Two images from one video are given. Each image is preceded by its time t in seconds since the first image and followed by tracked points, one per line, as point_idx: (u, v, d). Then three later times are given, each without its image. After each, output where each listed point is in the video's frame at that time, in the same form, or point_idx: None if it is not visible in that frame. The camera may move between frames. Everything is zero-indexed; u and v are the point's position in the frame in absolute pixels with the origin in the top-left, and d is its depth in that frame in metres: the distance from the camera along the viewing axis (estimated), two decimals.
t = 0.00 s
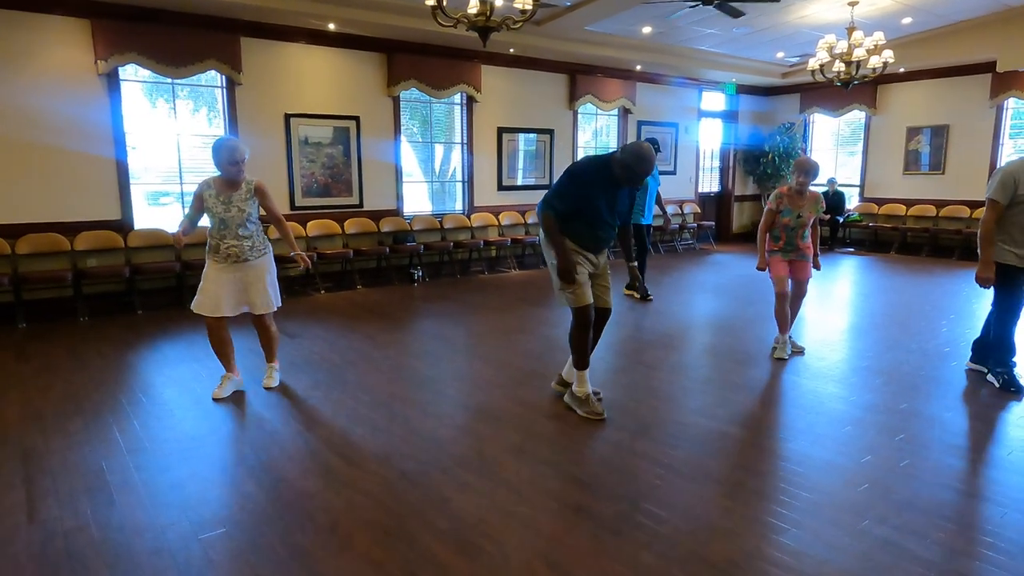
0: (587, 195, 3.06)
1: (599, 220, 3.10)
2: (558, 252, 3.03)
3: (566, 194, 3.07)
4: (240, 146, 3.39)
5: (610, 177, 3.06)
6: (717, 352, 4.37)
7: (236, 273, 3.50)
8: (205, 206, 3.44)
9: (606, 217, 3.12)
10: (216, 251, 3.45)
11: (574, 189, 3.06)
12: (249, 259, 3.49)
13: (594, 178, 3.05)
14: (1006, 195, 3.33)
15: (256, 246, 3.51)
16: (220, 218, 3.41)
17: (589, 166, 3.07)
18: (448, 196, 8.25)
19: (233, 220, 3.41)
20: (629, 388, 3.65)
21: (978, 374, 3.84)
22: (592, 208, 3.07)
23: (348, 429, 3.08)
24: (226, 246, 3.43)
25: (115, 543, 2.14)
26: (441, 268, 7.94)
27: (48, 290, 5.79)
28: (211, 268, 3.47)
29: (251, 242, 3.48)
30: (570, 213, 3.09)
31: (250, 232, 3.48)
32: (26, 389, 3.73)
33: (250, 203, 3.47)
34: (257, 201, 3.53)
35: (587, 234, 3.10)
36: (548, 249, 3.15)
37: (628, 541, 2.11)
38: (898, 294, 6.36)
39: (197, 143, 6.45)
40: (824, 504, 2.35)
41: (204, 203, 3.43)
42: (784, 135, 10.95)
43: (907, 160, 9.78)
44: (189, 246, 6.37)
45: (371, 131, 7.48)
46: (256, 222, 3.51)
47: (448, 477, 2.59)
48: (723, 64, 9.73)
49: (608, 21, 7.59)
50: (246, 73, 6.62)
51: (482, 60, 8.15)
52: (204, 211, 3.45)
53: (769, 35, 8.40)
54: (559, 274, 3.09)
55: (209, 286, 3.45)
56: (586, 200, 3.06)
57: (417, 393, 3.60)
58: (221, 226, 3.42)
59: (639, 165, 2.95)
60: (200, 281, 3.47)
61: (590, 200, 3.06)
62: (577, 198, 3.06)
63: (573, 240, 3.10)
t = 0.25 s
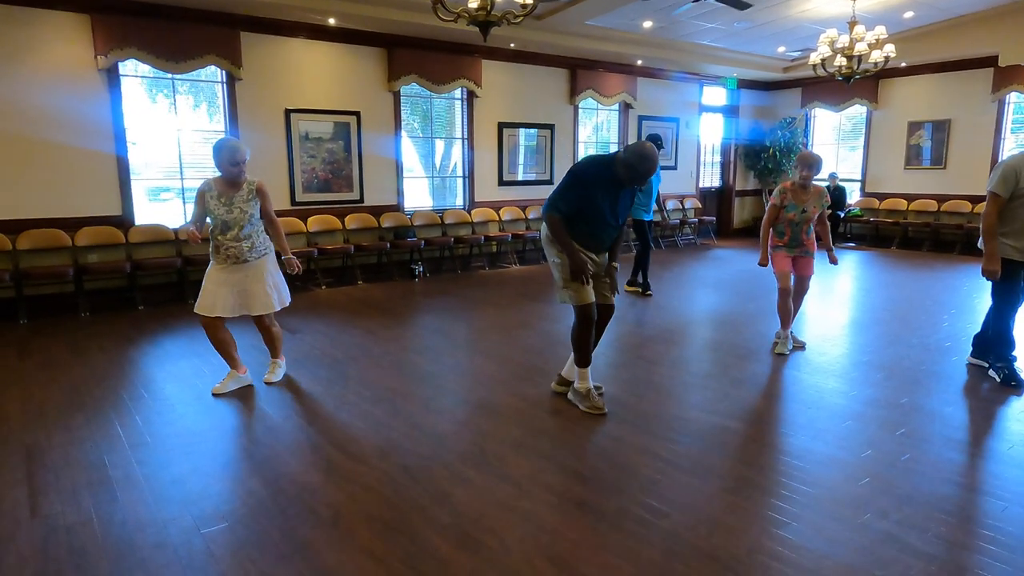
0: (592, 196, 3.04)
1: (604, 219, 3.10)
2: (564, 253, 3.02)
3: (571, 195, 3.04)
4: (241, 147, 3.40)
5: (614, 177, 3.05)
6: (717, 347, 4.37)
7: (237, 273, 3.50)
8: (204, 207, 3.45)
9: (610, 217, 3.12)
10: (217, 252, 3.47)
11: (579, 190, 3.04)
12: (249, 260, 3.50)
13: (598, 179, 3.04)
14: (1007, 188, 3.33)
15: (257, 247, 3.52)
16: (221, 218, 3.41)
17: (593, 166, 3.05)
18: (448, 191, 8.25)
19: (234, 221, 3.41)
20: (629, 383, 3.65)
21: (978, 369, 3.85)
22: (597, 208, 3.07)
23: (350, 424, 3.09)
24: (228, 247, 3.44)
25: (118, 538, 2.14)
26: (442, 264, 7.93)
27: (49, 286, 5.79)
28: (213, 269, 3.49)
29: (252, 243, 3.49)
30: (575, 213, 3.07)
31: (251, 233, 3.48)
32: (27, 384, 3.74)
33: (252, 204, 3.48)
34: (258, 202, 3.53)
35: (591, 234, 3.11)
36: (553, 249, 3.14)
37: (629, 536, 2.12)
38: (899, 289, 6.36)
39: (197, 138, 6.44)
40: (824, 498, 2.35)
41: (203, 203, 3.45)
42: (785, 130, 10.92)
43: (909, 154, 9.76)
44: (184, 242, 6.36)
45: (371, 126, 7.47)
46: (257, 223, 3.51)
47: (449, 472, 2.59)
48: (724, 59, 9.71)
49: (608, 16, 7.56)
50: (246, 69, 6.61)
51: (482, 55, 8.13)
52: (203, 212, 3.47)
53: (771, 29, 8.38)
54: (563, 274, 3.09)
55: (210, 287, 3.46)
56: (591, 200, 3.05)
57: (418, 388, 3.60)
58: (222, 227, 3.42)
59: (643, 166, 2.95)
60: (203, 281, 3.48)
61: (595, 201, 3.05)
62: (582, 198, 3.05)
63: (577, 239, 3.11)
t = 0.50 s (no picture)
0: (592, 192, 3.05)
1: (605, 214, 3.10)
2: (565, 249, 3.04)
3: (571, 190, 3.05)
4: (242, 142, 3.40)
5: (614, 172, 3.04)
6: (717, 347, 4.37)
7: (238, 268, 3.50)
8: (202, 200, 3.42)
9: (611, 211, 3.12)
10: (216, 245, 3.44)
11: (580, 185, 3.05)
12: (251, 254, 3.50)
13: (599, 174, 3.03)
14: (1006, 188, 3.33)
15: (257, 242, 3.52)
16: (223, 213, 3.40)
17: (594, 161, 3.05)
18: (448, 190, 8.24)
19: (235, 216, 3.41)
20: (628, 382, 3.66)
21: (976, 369, 3.86)
22: (598, 203, 3.07)
23: (349, 423, 3.09)
24: (229, 242, 3.43)
25: (117, 536, 2.14)
26: (441, 263, 7.93)
27: (48, 284, 5.79)
28: (212, 262, 3.45)
29: (252, 238, 3.49)
30: (576, 209, 3.08)
31: (252, 227, 3.48)
32: (27, 382, 3.74)
33: (253, 199, 3.48)
34: (258, 197, 3.53)
35: (593, 229, 3.11)
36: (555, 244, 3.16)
37: (628, 535, 2.12)
38: (898, 289, 6.36)
39: (197, 136, 6.44)
40: (823, 499, 2.35)
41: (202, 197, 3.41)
42: (785, 131, 10.90)
43: (908, 155, 9.76)
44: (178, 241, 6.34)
45: (371, 125, 7.47)
46: (257, 218, 3.51)
47: (449, 471, 2.59)
48: (724, 59, 9.71)
49: (609, 15, 7.56)
50: (246, 67, 6.60)
51: (483, 54, 8.13)
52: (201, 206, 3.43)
53: (771, 29, 8.38)
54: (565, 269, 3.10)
55: (209, 281, 3.44)
56: (592, 196, 3.06)
57: (418, 387, 3.60)
58: (224, 222, 3.41)
59: (642, 160, 2.93)
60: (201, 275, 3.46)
61: (595, 197, 3.05)
62: (583, 194, 3.06)
63: (579, 235, 3.12)
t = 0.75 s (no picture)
0: (599, 188, 3.03)
1: (611, 211, 3.09)
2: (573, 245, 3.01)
3: (579, 186, 3.03)
4: (253, 144, 3.38)
5: (622, 169, 3.04)
6: (720, 349, 4.37)
7: (246, 268, 3.51)
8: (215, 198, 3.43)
9: (618, 210, 3.11)
10: (226, 244, 3.46)
11: (587, 182, 3.03)
12: (259, 255, 3.52)
13: (606, 171, 3.03)
14: (1012, 190, 3.33)
15: (266, 242, 3.54)
16: (233, 214, 3.42)
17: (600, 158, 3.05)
18: (452, 190, 8.25)
19: (246, 218, 3.42)
20: (632, 384, 3.65)
21: (980, 373, 3.85)
22: (605, 200, 3.05)
23: (352, 422, 3.09)
24: (238, 242, 3.45)
25: (120, 533, 2.15)
26: (445, 263, 7.94)
27: (52, 281, 5.81)
28: (221, 260, 3.48)
29: (261, 239, 3.51)
30: (582, 205, 3.07)
31: (261, 229, 3.49)
32: (31, 379, 3.75)
33: (263, 200, 3.48)
34: (268, 198, 3.52)
35: (599, 226, 3.09)
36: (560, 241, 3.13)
37: (631, 536, 2.12)
38: (902, 292, 6.34)
39: (202, 135, 6.45)
40: (827, 502, 2.35)
41: (214, 194, 3.43)
42: (790, 132, 10.96)
43: (914, 158, 9.74)
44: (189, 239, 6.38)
45: (376, 124, 7.48)
46: (268, 220, 3.52)
47: (452, 471, 2.59)
48: (729, 61, 9.71)
49: (615, 16, 7.56)
50: (252, 66, 6.62)
51: (488, 54, 8.13)
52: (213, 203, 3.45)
53: (777, 31, 8.36)
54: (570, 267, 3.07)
55: (216, 278, 3.46)
56: (600, 192, 3.04)
57: (421, 387, 3.60)
58: (234, 223, 3.42)
59: (651, 157, 2.95)
60: (208, 271, 3.48)
61: (603, 193, 3.04)
62: (590, 190, 3.04)
63: (584, 232, 3.09)
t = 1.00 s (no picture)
0: (596, 181, 3.09)
1: (608, 204, 3.13)
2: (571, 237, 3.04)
3: (575, 180, 3.08)
4: (267, 141, 3.41)
5: (616, 162, 3.11)
6: (723, 349, 4.36)
7: (257, 263, 3.52)
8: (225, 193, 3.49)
9: (615, 202, 3.15)
10: (238, 239, 3.49)
11: (583, 175, 3.08)
12: (270, 250, 3.54)
13: (601, 163, 3.08)
14: (1013, 188, 3.31)
15: (277, 238, 3.55)
16: (245, 210, 3.44)
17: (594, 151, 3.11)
18: (454, 190, 8.25)
19: (257, 215, 3.45)
20: (634, 384, 3.65)
21: (983, 373, 3.84)
22: (602, 193, 3.10)
23: (354, 422, 3.09)
24: (250, 237, 3.47)
25: (123, 533, 2.15)
26: (447, 263, 7.93)
27: (55, 280, 5.82)
28: (232, 256, 3.50)
29: (272, 234, 3.53)
30: (579, 198, 3.11)
31: (272, 225, 3.51)
32: (34, 379, 3.75)
33: (275, 198, 3.50)
34: (281, 196, 3.55)
35: (597, 218, 3.13)
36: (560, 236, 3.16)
37: (634, 536, 2.12)
38: (905, 292, 6.34)
39: (205, 135, 6.46)
40: (830, 503, 2.34)
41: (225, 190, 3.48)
42: (793, 132, 10.92)
43: (916, 158, 9.72)
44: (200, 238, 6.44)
45: (378, 124, 7.48)
46: (279, 216, 3.55)
47: (454, 471, 2.59)
48: (732, 61, 9.70)
49: (617, 16, 7.56)
50: (254, 66, 6.63)
51: (491, 54, 8.14)
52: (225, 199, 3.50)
53: (780, 31, 8.36)
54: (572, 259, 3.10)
55: (228, 272, 3.47)
56: (596, 185, 3.09)
57: (424, 387, 3.60)
58: (246, 218, 3.45)
59: (645, 147, 3.01)
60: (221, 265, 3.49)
61: (599, 185, 3.09)
62: (586, 183, 3.09)
63: (583, 225, 3.13)
